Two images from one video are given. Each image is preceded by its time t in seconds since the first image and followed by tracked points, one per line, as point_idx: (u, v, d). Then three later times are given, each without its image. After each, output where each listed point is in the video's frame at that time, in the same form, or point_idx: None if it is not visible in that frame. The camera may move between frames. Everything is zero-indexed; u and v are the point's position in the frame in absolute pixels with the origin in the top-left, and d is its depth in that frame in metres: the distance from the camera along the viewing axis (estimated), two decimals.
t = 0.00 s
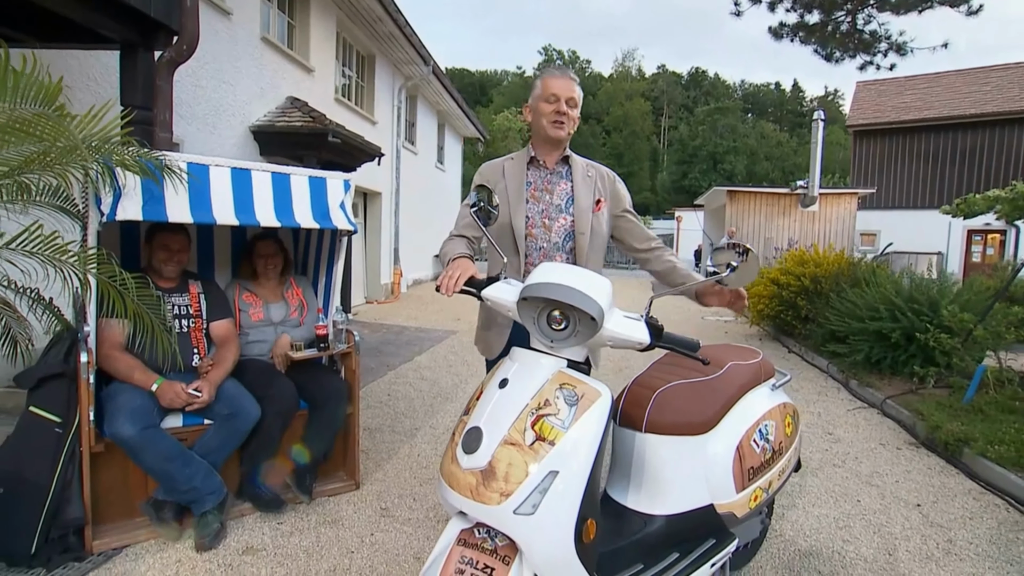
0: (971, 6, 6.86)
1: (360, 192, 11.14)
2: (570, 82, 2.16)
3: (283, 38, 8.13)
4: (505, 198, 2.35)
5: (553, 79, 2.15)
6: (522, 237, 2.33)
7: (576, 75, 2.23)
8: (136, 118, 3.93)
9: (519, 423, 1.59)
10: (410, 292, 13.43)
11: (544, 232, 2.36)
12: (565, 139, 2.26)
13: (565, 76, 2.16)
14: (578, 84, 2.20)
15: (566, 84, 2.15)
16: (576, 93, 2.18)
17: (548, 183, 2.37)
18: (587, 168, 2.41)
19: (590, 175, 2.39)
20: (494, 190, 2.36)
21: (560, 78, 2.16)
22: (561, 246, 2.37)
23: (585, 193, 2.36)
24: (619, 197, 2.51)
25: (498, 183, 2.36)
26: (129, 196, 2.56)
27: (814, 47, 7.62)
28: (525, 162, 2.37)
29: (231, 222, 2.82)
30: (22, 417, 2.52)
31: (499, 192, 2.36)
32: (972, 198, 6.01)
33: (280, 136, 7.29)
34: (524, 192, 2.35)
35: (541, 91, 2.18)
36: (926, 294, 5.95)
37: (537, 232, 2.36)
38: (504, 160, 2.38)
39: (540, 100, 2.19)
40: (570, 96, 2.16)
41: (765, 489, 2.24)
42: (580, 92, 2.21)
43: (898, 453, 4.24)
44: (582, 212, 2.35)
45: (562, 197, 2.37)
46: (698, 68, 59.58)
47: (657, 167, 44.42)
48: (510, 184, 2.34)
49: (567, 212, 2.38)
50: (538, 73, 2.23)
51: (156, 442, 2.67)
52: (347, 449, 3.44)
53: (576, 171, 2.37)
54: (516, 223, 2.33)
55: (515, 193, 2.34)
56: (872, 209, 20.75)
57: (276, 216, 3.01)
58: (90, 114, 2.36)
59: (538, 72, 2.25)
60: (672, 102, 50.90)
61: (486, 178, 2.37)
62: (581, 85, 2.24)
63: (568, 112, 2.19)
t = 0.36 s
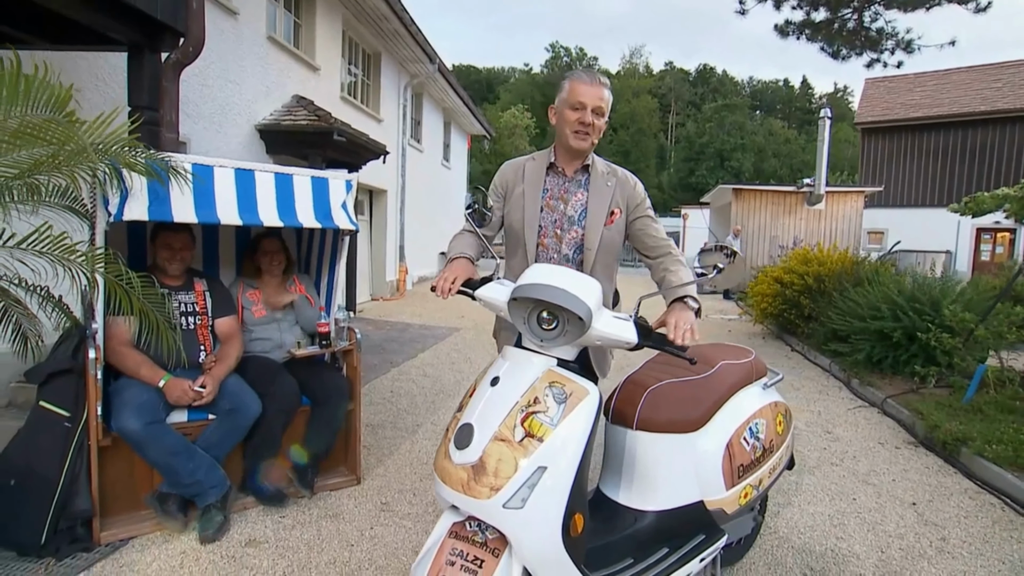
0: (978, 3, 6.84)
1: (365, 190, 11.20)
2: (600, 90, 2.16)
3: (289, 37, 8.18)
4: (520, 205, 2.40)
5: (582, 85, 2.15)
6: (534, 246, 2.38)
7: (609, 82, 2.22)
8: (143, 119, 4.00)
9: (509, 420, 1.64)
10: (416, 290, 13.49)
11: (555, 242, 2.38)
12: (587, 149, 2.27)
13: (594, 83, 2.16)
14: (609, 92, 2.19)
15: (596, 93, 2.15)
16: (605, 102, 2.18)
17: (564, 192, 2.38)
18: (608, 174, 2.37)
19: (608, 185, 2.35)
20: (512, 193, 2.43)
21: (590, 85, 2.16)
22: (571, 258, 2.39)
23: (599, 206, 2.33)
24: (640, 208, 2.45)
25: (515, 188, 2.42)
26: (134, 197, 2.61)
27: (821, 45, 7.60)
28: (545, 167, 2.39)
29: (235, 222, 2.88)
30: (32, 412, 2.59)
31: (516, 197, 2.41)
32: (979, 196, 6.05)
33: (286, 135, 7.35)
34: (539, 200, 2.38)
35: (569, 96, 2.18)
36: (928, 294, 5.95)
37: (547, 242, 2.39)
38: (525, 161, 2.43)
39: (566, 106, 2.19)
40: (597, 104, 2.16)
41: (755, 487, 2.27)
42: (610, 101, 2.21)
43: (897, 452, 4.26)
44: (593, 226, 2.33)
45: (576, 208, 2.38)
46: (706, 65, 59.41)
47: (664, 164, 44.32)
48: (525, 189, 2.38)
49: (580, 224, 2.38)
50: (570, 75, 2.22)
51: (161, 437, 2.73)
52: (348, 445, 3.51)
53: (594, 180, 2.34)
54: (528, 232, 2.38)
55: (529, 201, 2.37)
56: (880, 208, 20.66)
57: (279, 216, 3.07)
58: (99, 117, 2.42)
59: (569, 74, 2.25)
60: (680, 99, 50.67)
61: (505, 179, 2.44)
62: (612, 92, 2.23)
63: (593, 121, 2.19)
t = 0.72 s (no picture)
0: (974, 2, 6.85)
1: (362, 187, 11.21)
2: (602, 95, 2.13)
3: (285, 33, 8.18)
4: (518, 204, 2.42)
5: (584, 89, 2.13)
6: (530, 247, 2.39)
7: (610, 85, 2.19)
8: (137, 116, 4.01)
9: (494, 416, 1.66)
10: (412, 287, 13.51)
11: (553, 247, 2.38)
12: (588, 154, 2.26)
13: (597, 87, 2.13)
14: (610, 96, 2.17)
15: (598, 97, 2.13)
16: (607, 107, 2.15)
17: (564, 196, 2.38)
18: (609, 177, 2.35)
19: (610, 188, 2.33)
20: (511, 191, 2.44)
21: (592, 89, 2.13)
22: (572, 263, 2.39)
23: (599, 212, 2.33)
24: (641, 211, 2.44)
25: (514, 185, 2.44)
26: (128, 194, 2.62)
27: (817, 43, 7.62)
28: (544, 168, 2.39)
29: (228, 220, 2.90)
30: (26, 408, 2.61)
31: (515, 194, 2.43)
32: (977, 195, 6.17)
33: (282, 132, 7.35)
34: (538, 203, 2.38)
35: (570, 99, 2.15)
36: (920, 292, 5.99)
37: (546, 246, 2.39)
38: (523, 158, 2.42)
39: (568, 110, 2.17)
40: (600, 109, 2.14)
41: (741, 482, 2.30)
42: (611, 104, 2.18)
43: (886, 448, 4.31)
44: (592, 232, 2.33)
45: (576, 213, 2.38)
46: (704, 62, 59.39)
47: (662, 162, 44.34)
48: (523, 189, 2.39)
49: (579, 229, 2.37)
50: (570, 76, 2.18)
51: (154, 433, 2.75)
52: (341, 441, 3.54)
53: (595, 183, 2.33)
54: (526, 233, 2.40)
55: (527, 203, 2.38)
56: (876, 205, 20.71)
57: (272, 214, 3.09)
58: (91, 115, 2.44)
59: (568, 75, 2.21)
60: (678, 97, 50.59)
61: (503, 171, 2.46)
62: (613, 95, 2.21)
63: (595, 126, 2.17)
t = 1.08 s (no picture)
0: (954, 5, 6.96)
1: (349, 184, 11.20)
2: (586, 109, 2.15)
3: (271, 30, 8.16)
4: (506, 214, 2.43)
5: (569, 106, 2.14)
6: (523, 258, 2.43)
7: (593, 96, 2.20)
8: (120, 114, 4.02)
9: (471, 412, 1.71)
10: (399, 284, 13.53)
11: (548, 259, 2.42)
12: (575, 169, 2.27)
13: (580, 103, 2.15)
14: (594, 110, 2.18)
15: (583, 113, 2.15)
16: (592, 122, 2.17)
17: (555, 209, 2.42)
18: (600, 186, 2.40)
19: (601, 197, 2.38)
20: (498, 201, 2.45)
21: (576, 105, 2.14)
22: (565, 273, 2.44)
23: (593, 223, 2.37)
24: (628, 219, 2.51)
25: (501, 195, 2.44)
26: (112, 193, 2.62)
27: (801, 43, 7.71)
28: (532, 182, 2.40)
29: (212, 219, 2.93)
30: (8, 406, 2.62)
31: (503, 204, 2.44)
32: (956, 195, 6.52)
33: (268, 129, 7.35)
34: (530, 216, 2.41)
35: (556, 117, 2.16)
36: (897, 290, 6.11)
37: (538, 258, 2.42)
38: (511, 169, 2.42)
39: (553, 127, 2.18)
40: (584, 125, 2.15)
41: (714, 475, 2.36)
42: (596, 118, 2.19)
43: (861, 443, 4.43)
44: (587, 244, 2.37)
45: (568, 225, 2.41)
46: (692, 61, 59.73)
47: (649, 160, 44.55)
48: (513, 201, 2.39)
49: (573, 241, 2.41)
50: (553, 93, 2.18)
51: (137, 430, 2.78)
52: (326, 438, 3.56)
53: (587, 195, 2.38)
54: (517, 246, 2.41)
55: (518, 216, 2.39)
56: (859, 204, 20.96)
57: (256, 212, 3.12)
58: (73, 115, 2.47)
59: (550, 90, 2.21)
60: (666, 95, 50.72)
61: (489, 175, 2.47)
62: (597, 107, 2.22)
63: (581, 142, 2.19)
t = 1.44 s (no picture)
0: (933, 5, 7.05)
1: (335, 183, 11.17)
2: (569, 115, 2.15)
3: (255, 29, 8.12)
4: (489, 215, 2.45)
5: (552, 113, 2.14)
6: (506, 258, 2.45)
7: (576, 100, 2.20)
8: (102, 113, 4.00)
9: (453, 408, 1.73)
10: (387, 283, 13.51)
11: (530, 259, 2.45)
12: (558, 171, 2.30)
13: (563, 108, 2.15)
14: (577, 114, 2.19)
15: (565, 119, 2.15)
16: (574, 127, 2.18)
17: (537, 209, 2.45)
18: (582, 186, 2.42)
19: (583, 197, 2.41)
20: (482, 201, 2.47)
21: (558, 111, 2.14)
22: (548, 273, 2.47)
23: (575, 224, 2.40)
24: (611, 218, 2.53)
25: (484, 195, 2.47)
26: (93, 194, 2.61)
27: (785, 42, 7.79)
28: (514, 183, 2.42)
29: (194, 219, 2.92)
30: None
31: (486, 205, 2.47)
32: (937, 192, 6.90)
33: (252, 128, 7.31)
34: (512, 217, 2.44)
35: (538, 122, 2.17)
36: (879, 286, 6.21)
37: (521, 257, 2.46)
38: (494, 170, 2.45)
39: (536, 132, 2.19)
40: (566, 131, 2.16)
41: (696, 469, 2.40)
42: (579, 122, 2.20)
43: (843, 437, 4.53)
44: (569, 243, 2.41)
45: (550, 225, 2.45)
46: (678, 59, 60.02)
47: (637, 159, 44.73)
48: (496, 201, 2.42)
49: (555, 241, 2.45)
50: (535, 97, 2.18)
51: (120, 430, 2.78)
52: (312, 437, 3.57)
53: (569, 196, 2.41)
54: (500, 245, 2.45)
55: (501, 216, 2.43)
56: (843, 202, 21.19)
57: (239, 212, 3.12)
58: (54, 115, 2.47)
59: (533, 93, 2.20)
60: (653, 94, 50.45)
61: (472, 174, 2.49)
62: (580, 111, 2.22)
63: (563, 147, 2.20)
